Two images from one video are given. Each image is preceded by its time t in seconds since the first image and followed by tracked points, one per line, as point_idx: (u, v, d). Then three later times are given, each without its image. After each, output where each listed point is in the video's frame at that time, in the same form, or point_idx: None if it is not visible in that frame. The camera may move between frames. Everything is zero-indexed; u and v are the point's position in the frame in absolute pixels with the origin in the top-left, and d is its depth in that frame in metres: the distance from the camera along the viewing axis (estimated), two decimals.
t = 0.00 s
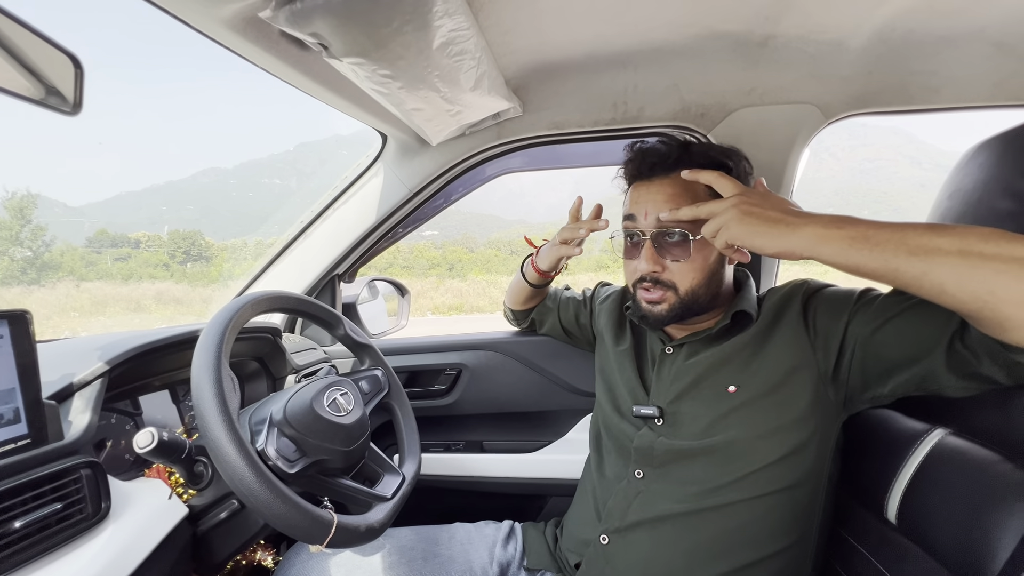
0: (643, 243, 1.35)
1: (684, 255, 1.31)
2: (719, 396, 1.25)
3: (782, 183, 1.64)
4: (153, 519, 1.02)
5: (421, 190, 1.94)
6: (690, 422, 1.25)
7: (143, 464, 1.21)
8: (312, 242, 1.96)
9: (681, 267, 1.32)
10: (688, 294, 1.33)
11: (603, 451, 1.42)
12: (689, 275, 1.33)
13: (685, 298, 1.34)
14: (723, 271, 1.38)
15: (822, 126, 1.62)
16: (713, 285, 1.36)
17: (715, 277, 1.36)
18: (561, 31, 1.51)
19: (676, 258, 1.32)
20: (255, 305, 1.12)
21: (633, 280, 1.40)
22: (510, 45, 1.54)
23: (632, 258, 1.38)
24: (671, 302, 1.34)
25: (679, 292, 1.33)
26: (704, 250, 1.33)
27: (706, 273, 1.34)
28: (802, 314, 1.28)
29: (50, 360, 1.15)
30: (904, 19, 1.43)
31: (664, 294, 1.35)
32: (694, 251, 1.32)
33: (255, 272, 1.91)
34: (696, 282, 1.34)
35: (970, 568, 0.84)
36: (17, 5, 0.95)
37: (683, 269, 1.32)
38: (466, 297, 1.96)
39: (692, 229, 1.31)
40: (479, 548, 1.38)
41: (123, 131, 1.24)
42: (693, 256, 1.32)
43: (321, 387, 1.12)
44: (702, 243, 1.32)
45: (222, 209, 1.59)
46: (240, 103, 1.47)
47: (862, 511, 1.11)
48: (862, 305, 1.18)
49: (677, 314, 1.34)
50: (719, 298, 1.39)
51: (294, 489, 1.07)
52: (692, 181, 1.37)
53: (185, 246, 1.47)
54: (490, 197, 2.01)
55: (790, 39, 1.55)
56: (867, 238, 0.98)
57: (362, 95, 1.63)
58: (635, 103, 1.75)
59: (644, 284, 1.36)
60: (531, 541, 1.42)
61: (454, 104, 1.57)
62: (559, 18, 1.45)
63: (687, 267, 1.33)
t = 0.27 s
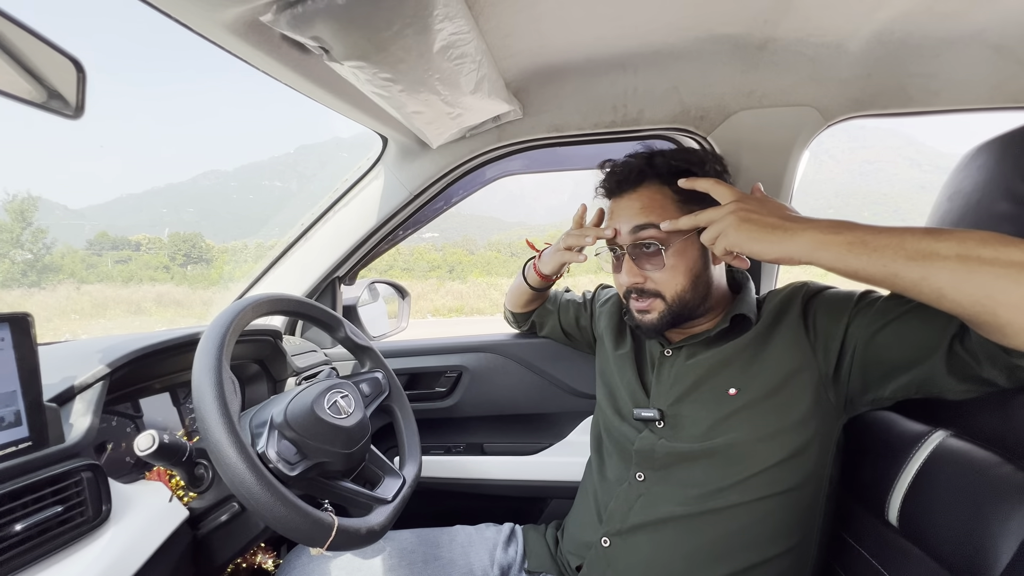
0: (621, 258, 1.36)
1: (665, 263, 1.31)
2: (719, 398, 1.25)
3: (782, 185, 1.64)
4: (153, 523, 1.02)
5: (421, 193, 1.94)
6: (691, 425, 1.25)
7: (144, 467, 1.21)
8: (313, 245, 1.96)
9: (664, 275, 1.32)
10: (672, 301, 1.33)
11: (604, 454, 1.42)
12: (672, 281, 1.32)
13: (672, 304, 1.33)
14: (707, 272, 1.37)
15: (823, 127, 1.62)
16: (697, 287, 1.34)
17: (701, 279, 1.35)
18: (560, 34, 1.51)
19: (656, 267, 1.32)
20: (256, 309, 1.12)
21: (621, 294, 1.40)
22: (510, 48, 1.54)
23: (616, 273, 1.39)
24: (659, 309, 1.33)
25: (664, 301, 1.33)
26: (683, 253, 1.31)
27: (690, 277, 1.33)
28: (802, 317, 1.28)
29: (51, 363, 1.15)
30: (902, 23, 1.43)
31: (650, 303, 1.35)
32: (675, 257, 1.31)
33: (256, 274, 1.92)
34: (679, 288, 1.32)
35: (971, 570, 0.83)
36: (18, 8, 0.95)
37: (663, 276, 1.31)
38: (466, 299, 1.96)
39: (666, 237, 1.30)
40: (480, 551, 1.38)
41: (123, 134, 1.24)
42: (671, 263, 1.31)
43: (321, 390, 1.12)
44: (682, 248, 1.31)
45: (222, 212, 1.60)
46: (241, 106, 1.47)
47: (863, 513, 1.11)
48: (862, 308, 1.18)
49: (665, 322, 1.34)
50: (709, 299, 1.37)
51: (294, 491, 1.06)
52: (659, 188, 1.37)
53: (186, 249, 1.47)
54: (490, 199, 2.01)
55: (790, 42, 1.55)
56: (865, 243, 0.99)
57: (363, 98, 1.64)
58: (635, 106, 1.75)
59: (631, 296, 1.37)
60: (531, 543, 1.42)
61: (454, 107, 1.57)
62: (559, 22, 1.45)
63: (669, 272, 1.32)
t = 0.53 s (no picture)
0: (637, 258, 1.35)
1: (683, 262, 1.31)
2: (720, 400, 1.25)
3: (783, 186, 1.64)
4: (155, 524, 1.02)
5: (422, 194, 1.94)
6: (692, 427, 1.25)
7: (145, 468, 1.21)
8: (314, 246, 1.96)
9: (681, 274, 1.32)
10: (689, 301, 1.33)
11: (606, 456, 1.42)
12: (689, 280, 1.32)
13: (688, 304, 1.33)
14: (719, 272, 1.38)
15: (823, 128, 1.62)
16: (711, 287, 1.36)
17: (715, 279, 1.36)
18: (561, 36, 1.51)
19: (674, 266, 1.32)
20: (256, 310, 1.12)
21: (633, 296, 1.39)
22: (511, 49, 1.54)
23: (629, 275, 1.38)
24: (676, 310, 1.33)
25: (680, 301, 1.33)
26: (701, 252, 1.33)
27: (705, 277, 1.34)
28: (805, 319, 1.27)
29: (53, 364, 1.15)
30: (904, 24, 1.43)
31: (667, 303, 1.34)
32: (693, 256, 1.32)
33: (257, 275, 1.92)
34: (695, 287, 1.33)
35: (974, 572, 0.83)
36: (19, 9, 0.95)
37: (680, 276, 1.32)
38: (466, 300, 1.96)
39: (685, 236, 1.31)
40: (481, 553, 1.37)
41: (125, 136, 1.24)
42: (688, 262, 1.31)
43: (323, 392, 1.12)
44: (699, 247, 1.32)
45: (223, 213, 1.60)
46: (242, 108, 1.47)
47: (866, 515, 1.11)
48: (863, 310, 1.18)
49: (682, 323, 1.33)
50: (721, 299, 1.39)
51: (295, 493, 1.06)
52: (672, 188, 1.37)
53: (187, 250, 1.47)
54: (491, 201, 2.02)
55: (790, 44, 1.56)
56: (867, 245, 0.98)
57: (364, 99, 1.64)
58: (636, 107, 1.75)
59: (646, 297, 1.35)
60: (532, 545, 1.42)
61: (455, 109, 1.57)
62: (560, 23, 1.45)
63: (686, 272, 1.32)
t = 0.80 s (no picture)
0: (644, 240, 1.40)
1: (688, 245, 1.37)
2: (721, 402, 1.25)
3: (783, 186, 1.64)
4: (156, 525, 1.02)
5: (423, 196, 1.95)
6: (693, 429, 1.25)
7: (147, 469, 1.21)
8: (316, 247, 1.97)
9: (685, 258, 1.37)
10: (692, 286, 1.37)
11: (606, 457, 1.42)
12: (694, 265, 1.37)
13: (692, 289, 1.37)
14: (723, 265, 1.43)
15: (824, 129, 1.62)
16: (717, 277, 1.40)
17: (719, 270, 1.41)
18: (562, 37, 1.52)
19: (679, 249, 1.37)
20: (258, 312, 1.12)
21: (638, 279, 1.43)
22: (512, 51, 1.54)
23: (635, 257, 1.43)
24: (679, 294, 1.36)
25: (683, 285, 1.37)
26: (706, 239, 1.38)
27: (709, 264, 1.39)
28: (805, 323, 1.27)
29: (54, 365, 1.15)
30: (905, 25, 1.43)
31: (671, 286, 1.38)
32: (698, 241, 1.37)
33: (258, 276, 1.92)
34: (700, 274, 1.37)
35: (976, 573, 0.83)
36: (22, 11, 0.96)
37: (685, 260, 1.37)
38: (466, 301, 1.96)
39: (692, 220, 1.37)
40: (482, 554, 1.37)
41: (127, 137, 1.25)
42: (694, 247, 1.37)
43: (324, 393, 1.12)
44: (704, 234, 1.38)
45: (224, 214, 1.60)
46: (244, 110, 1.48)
47: (867, 517, 1.11)
48: (864, 314, 1.18)
49: (682, 306, 1.37)
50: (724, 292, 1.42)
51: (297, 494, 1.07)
52: (683, 178, 1.44)
53: (188, 251, 1.47)
54: (492, 202, 2.02)
55: (791, 45, 1.56)
56: (873, 248, 0.97)
57: (365, 101, 1.64)
58: (636, 108, 1.75)
59: (651, 280, 1.39)
60: (533, 546, 1.42)
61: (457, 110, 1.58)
62: (561, 25, 1.45)
63: (691, 256, 1.37)
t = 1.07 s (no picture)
0: (641, 227, 1.44)
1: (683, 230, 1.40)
2: (722, 404, 1.25)
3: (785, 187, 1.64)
4: (157, 526, 1.02)
5: (424, 196, 1.95)
6: (694, 431, 1.25)
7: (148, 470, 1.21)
8: (316, 248, 1.97)
9: (681, 243, 1.40)
10: (689, 268, 1.40)
11: (608, 459, 1.42)
12: (689, 250, 1.40)
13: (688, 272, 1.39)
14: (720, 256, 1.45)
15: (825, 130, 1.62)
16: (714, 261, 1.43)
17: (714, 259, 1.43)
18: (564, 38, 1.51)
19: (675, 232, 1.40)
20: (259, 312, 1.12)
21: (637, 267, 1.46)
22: (513, 51, 1.54)
23: (634, 246, 1.46)
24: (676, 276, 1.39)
25: (680, 266, 1.39)
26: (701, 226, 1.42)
27: (705, 251, 1.42)
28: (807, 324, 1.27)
29: (56, 366, 1.15)
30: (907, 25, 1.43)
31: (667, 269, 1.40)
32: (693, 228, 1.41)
33: (259, 277, 1.92)
34: (696, 256, 1.41)
35: (978, 574, 0.83)
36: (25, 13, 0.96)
37: (681, 243, 1.40)
38: (467, 301, 1.95)
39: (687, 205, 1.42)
40: (483, 555, 1.37)
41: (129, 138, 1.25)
42: (689, 230, 1.41)
43: (326, 393, 1.12)
44: (699, 221, 1.42)
45: (225, 215, 1.60)
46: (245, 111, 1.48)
47: (869, 519, 1.11)
48: (866, 314, 1.17)
49: (680, 287, 1.38)
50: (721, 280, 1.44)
51: (298, 495, 1.06)
52: (678, 173, 1.52)
53: (189, 251, 1.47)
54: (492, 202, 2.02)
55: (792, 46, 1.56)
56: (877, 256, 0.97)
57: (367, 102, 1.64)
58: (638, 109, 1.75)
59: (648, 263, 1.42)
60: (535, 547, 1.42)
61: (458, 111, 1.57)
62: (562, 25, 1.45)
63: (686, 241, 1.41)
